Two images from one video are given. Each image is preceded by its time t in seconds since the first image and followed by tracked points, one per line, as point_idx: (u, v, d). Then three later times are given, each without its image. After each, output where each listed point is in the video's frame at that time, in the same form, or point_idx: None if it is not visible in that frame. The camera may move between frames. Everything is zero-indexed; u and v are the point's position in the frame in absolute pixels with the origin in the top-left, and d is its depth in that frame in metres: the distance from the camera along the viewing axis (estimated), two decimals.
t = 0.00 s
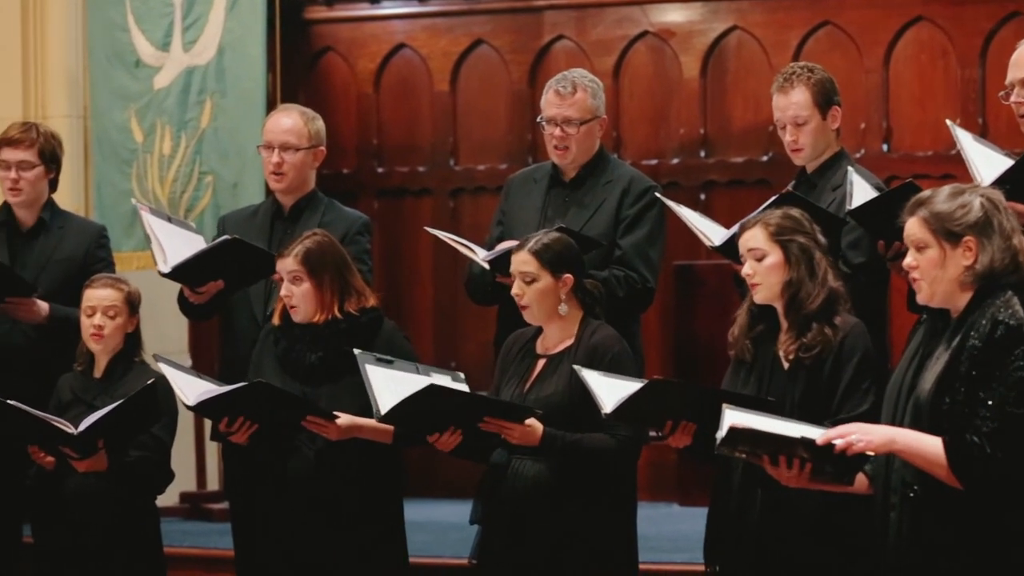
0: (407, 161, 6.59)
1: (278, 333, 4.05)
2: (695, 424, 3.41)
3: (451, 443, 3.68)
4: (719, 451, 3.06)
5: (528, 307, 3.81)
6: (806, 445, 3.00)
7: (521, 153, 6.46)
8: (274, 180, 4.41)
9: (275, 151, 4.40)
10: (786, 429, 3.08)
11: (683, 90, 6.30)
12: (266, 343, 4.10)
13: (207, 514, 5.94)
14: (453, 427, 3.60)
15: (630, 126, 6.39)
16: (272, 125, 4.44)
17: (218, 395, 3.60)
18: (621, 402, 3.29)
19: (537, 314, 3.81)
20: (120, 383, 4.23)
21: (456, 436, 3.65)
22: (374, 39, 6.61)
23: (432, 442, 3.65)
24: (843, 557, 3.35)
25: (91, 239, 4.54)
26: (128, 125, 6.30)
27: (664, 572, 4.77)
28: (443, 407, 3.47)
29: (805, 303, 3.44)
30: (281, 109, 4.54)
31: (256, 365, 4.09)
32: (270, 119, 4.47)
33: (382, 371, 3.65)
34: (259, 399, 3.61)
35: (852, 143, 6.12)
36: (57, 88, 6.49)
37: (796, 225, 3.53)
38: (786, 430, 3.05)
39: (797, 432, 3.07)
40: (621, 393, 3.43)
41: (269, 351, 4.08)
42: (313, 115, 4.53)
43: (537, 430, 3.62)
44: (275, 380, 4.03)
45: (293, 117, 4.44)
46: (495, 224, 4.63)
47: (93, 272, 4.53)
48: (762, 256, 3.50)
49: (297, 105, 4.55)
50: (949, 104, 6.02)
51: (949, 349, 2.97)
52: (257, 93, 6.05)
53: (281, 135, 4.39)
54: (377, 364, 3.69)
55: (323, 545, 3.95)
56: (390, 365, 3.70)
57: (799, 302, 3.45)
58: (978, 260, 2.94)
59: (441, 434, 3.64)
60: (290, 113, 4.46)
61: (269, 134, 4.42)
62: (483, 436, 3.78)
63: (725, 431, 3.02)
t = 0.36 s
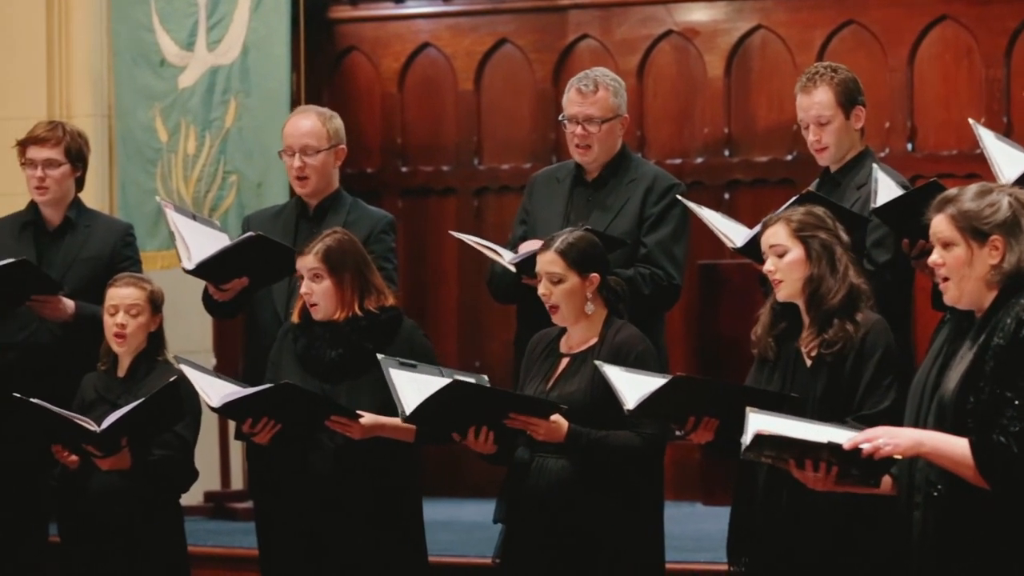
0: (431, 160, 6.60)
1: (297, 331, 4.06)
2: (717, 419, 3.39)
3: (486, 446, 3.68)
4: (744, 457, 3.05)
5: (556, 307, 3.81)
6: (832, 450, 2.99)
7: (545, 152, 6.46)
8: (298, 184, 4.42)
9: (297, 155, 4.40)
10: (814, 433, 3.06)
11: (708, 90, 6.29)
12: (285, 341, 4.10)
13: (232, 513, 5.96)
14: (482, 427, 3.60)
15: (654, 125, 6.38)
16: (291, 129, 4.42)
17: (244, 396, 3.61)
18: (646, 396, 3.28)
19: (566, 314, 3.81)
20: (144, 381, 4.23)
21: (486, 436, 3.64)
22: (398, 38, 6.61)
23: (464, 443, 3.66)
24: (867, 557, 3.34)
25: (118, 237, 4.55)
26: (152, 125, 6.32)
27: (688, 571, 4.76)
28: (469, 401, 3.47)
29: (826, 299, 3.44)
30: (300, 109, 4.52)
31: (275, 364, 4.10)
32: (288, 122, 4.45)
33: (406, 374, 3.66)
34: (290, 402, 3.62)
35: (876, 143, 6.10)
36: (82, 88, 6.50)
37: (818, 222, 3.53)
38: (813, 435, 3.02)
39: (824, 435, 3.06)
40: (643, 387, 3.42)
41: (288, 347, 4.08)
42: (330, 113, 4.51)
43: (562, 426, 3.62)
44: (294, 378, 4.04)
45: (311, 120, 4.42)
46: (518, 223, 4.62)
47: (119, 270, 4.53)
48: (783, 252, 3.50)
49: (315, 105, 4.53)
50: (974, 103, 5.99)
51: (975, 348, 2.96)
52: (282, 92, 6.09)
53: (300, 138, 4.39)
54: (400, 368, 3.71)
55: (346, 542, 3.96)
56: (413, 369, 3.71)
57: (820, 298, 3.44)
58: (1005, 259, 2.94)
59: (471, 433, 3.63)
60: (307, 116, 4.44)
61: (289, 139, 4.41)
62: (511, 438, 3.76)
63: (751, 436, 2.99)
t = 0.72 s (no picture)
0: (453, 160, 6.61)
1: (314, 331, 4.06)
2: (740, 417, 3.39)
3: (507, 446, 3.71)
4: (766, 457, 3.04)
5: (579, 305, 3.81)
6: (854, 449, 2.98)
7: (567, 152, 6.46)
8: (318, 187, 4.43)
9: (312, 159, 4.40)
10: (838, 433, 3.07)
11: (729, 89, 6.28)
12: (302, 340, 4.12)
13: (254, 512, 5.98)
14: (501, 428, 3.64)
15: (675, 124, 6.38)
16: (305, 132, 4.43)
17: (262, 391, 3.63)
18: (667, 396, 3.29)
19: (588, 313, 3.82)
20: (163, 382, 4.24)
21: (506, 437, 3.69)
22: (419, 38, 6.62)
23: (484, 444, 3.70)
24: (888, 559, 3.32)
25: (142, 236, 4.57)
26: (174, 125, 6.34)
27: (710, 571, 4.76)
28: (490, 400, 3.48)
29: (849, 298, 3.43)
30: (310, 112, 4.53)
31: (291, 361, 4.12)
32: (301, 125, 4.45)
33: (428, 377, 3.67)
34: (304, 400, 3.65)
35: (898, 142, 6.09)
36: (103, 88, 6.46)
37: (842, 220, 3.52)
38: (835, 435, 3.02)
39: (847, 435, 3.05)
40: (667, 385, 3.44)
41: (305, 346, 4.10)
42: (341, 112, 4.50)
43: (583, 426, 3.62)
44: (311, 376, 4.05)
45: (324, 121, 4.43)
46: (534, 221, 4.63)
47: (143, 268, 4.55)
48: (807, 251, 3.49)
49: (324, 106, 4.53)
50: (996, 102, 5.98)
51: (998, 347, 2.97)
52: (304, 91, 6.15)
53: (314, 141, 4.39)
54: (420, 370, 3.72)
55: (367, 541, 3.97)
56: (434, 370, 3.73)
57: (843, 297, 3.44)
58: None
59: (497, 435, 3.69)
60: (319, 117, 4.44)
61: (303, 143, 4.41)
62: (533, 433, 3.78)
63: (773, 437, 2.99)
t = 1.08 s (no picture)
0: (475, 159, 6.62)
1: (332, 330, 4.08)
2: (767, 419, 3.41)
3: (530, 445, 3.73)
4: (790, 457, 3.04)
5: (603, 301, 3.82)
6: (878, 449, 2.98)
7: (589, 151, 6.47)
8: (339, 186, 4.44)
9: (331, 157, 4.41)
10: (861, 433, 3.06)
11: (752, 88, 6.28)
12: (320, 340, 4.13)
13: (277, 512, 6.00)
14: (521, 427, 3.67)
15: (698, 124, 6.38)
16: (324, 131, 4.45)
17: (279, 387, 3.66)
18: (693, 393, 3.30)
19: (612, 309, 3.82)
20: (185, 381, 4.27)
21: (528, 435, 3.71)
22: (442, 38, 6.63)
23: (507, 442, 3.72)
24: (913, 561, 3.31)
25: (167, 234, 4.58)
26: (197, 125, 6.36)
27: (732, 571, 4.76)
28: (511, 397, 3.50)
29: (876, 298, 3.43)
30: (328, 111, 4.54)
31: (310, 360, 4.13)
32: (321, 125, 4.47)
33: (450, 376, 3.67)
34: (321, 396, 3.68)
35: (921, 141, 6.07)
36: (127, 88, 6.49)
37: (870, 220, 3.52)
38: (859, 435, 3.02)
39: (872, 435, 3.06)
40: (693, 382, 3.43)
41: (323, 345, 4.11)
42: (359, 112, 4.51)
43: (605, 423, 3.63)
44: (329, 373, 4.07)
45: (343, 121, 4.44)
46: (553, 222, 4.63)
47: (168, 267, 4.56)
48: (834, 250, 3.50)
49: (342, 105, 4.54)
50: (1020, 102, 5.96)
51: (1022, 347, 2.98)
52: (327, 90, 6.17)
53: (332, 140, 4.41)
54: (443, 369, 3.73)
55: (386, 540, 3.99)
56: (457, 369, 3.73)
57: (871, 296, 3.44)
58: None
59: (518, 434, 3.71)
60: (338, 117, 4.45)
61: (323, 142, 4.43)
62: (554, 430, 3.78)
63: (798, 437, 2.98)
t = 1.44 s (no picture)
0: (500, 159, 6.62)
1: (356, 331, 4.09)
2: (795, 415, 3.40)
3: (550, 443, 3.69)
4: (817, 458, 3.02)
5: (626, 300, 3.81)
6: (905, 450, 2.98)
7: (614, 151, 6.46)
8: (362, 185, 4.45)
9: (356, 157, 4.42)
10: (885, 434, 3.05)
11: (777, 87, 6.26)
12: (344, 343, 4.14)
13: (302, 512, 6.01)
14: (545, 423, 3.62)
15: (723, 124, 6.36)
16: (348, 131, 4.45)
17: (303, 393, 3.66)
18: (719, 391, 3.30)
19: (635, 309, 3.81)
20: (211, 381, 4.27)
21: (549, 432, 3.66)
22: (467, 38, 6.63)
23: (529, 440, 3.67)
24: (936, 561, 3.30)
25: (193, 234, 4.59)
26: (222, 124, 6.38)
27: (757, 571, 4.75)
28: (536, 394, 3.49)
29: (906, 297, 3.41)
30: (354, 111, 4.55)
31: (334, 363, 4.13)
32: (346, 124, 4.48)
33: (471, 375, 3.68)
34: (348, 398, 3.68)
35: (946, 141, 6.03)
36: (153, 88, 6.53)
37: (900, 220, 3.50)
38: (887, 436, 3.01)
39: (898, 436, 3.04)
40: (722, 381, 3.45)
41: (347, 347, 4.12)
42: (383, 112, 4.52)
43: (629, 422, 3.61)
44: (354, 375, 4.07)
45: (368, 120, 4.44)
46: (575, 223, 4.62)
47: (194, 267, 4.58)
48: (864, 250, 3.48)
49: (367, 105, 4.55)
50: None
51: None
52: (352, 91, 6.17)
53: (357, 140, 4.41)
54: (464, 367, 3.73)
55: (411, 539, 3.99)
56: (477, 369, 3.74)
57: (900, 296, 3.42)
58: None
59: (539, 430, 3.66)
60: (363, 116, 4.46)
61: (347, 142, 4.44)
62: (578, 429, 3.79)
63: (824, 437, 2.97)
